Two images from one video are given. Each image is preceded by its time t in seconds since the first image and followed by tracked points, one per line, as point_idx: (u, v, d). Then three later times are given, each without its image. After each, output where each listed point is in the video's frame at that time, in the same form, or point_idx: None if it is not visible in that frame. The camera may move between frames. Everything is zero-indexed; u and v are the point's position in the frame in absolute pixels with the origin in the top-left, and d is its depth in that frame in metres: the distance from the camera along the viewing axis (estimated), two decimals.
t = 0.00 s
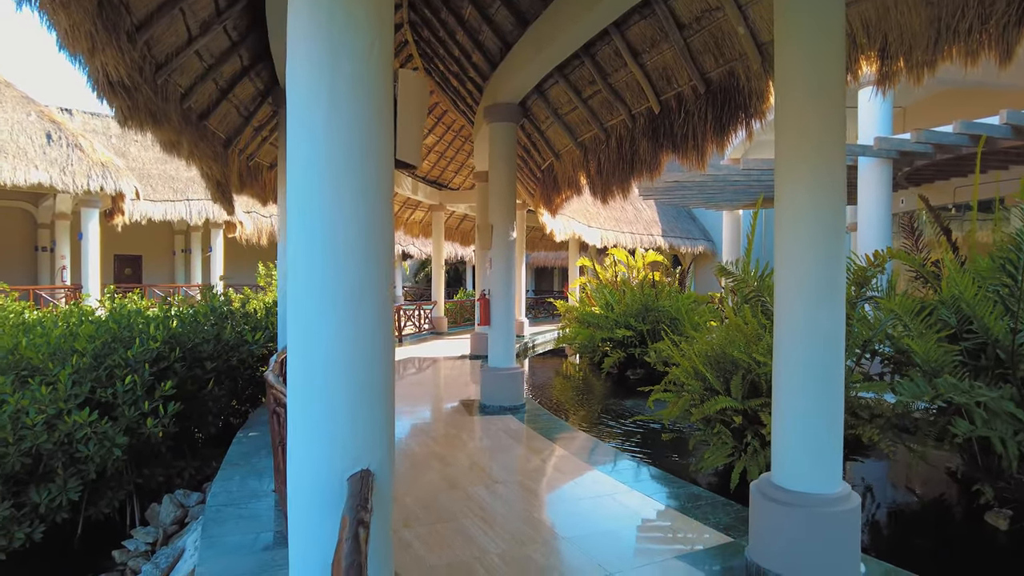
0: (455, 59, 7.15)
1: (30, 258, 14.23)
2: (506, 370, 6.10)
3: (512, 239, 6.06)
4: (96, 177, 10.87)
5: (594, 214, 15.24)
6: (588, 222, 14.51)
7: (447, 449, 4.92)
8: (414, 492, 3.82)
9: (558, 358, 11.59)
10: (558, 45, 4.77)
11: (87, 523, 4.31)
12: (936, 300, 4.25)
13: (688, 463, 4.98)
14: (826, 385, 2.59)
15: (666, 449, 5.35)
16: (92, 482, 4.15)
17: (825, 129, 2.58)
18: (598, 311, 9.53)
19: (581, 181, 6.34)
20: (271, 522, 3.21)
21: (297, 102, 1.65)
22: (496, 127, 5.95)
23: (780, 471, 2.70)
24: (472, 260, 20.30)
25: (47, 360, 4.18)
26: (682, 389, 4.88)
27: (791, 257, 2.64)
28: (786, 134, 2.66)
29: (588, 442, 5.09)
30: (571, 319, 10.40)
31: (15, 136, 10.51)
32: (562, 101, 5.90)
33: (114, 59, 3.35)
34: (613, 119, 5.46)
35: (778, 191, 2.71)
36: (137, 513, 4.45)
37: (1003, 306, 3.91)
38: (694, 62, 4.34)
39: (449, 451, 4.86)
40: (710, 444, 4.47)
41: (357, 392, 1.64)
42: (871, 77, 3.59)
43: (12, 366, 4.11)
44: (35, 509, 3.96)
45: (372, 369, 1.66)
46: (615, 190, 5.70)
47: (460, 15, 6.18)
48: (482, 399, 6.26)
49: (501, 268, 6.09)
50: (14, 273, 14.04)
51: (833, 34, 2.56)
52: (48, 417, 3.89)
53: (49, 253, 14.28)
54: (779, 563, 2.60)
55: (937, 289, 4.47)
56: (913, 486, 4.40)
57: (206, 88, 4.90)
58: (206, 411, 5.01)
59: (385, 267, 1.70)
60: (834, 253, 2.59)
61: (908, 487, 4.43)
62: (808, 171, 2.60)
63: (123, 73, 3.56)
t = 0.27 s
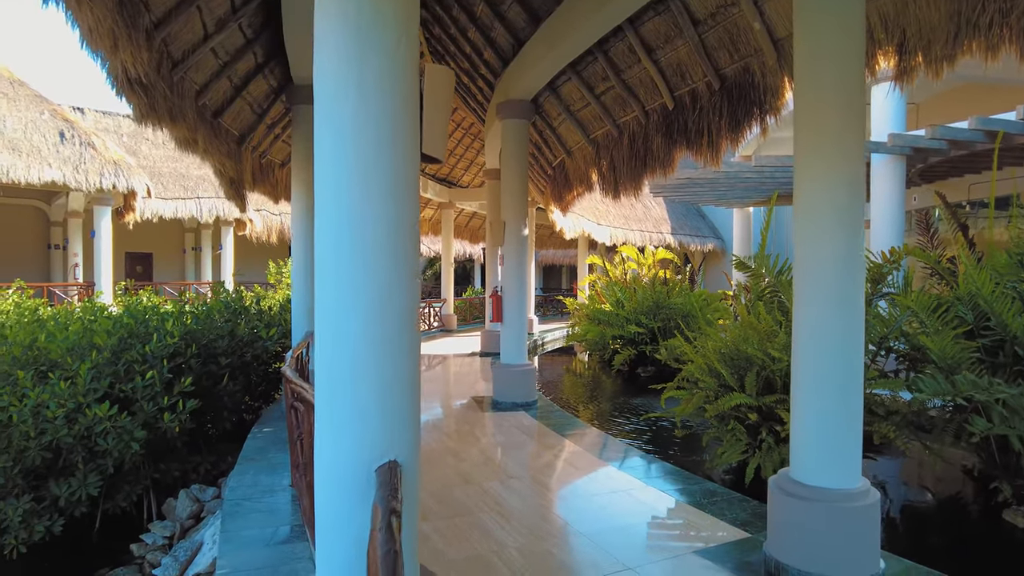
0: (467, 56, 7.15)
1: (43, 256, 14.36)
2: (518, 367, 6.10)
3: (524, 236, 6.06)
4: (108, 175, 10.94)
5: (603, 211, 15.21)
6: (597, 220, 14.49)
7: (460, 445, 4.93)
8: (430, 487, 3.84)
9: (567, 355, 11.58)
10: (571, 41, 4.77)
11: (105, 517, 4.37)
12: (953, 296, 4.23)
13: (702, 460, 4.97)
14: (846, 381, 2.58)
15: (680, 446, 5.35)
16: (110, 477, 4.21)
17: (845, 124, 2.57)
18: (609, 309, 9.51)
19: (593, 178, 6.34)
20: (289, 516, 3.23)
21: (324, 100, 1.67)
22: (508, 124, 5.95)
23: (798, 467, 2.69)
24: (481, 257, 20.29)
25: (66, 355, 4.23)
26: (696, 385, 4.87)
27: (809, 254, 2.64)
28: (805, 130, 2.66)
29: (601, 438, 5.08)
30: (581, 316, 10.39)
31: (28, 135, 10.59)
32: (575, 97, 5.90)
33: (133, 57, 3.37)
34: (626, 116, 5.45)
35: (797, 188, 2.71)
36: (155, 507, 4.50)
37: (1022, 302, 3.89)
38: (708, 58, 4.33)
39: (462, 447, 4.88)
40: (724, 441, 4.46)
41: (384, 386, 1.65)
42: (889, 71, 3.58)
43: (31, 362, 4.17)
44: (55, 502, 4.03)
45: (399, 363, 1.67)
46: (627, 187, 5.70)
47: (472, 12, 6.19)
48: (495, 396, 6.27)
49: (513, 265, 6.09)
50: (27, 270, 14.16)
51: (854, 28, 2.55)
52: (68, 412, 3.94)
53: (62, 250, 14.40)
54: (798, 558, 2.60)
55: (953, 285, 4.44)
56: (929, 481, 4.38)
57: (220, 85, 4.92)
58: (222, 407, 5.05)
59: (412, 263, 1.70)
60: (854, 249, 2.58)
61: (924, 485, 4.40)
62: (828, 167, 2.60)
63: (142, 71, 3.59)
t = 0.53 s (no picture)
0: (490, 54, 7.16)
1: (72, 254, 14.62)
2: (542, 365, 6.10)
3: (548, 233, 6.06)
4: (137, 175, 11.14)
5: (625, 208, 15.15)
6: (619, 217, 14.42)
7: (485, 442, 4.95)
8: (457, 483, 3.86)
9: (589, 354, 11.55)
10: (597, 39, 4.76)
11: (139, 510, 4.47)
12: (988, 293, 4.15)
13: (728, 458, 4.94)
14: (882, 379, 2.55)
15: (706, 444, 5.32)
16: (144, 470, 4.30)
17: (881, 119, 2.54)
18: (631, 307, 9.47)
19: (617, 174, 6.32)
20: (319, 510, 3.27)
21: (363, 98, 1.69)
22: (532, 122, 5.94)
23: (831, 465, 2.67)
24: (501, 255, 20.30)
25: (101, 350, 4.32)
26: (722, 383, 4.84)
27: (843, 251, 2.61)
28: (839, 125, 2.62)
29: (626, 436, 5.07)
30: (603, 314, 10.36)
31: (59, 135, 10.80)
32: (599, 94, 5.88)
33: (168, 57, 3.42)
34: (652, 112, 5.43)
35: (830, 184, 2.68)
36: (186, 501, 4.58)
37: None
38: (736, 53, 4.29)
39: (488, 443, 4.89)
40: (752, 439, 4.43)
41: (423, 382, 1.66)
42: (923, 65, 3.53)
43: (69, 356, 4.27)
44: (92, 494, 4.14)
45: (437, 360, 1.68)
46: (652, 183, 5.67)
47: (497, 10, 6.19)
48: (519, 393, 6.27)
49: (537, 263, 6.10)
50: (57, 269, 14.44)
51: (890, 22, 2.51)
52: (104, 405, 4.05)
53: (90, 249, 14.67)
54: (831, 557, 2.57)
55: (987, 282, 4.36)
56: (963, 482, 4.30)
57: (249, 85, 4.98)
58: (251, 402, 5.12)
59: (448, 259, 1.71)
60: (890, 246, 2.54)
61: (957, 485, 4.33)
62: (862, 162, 2.56)
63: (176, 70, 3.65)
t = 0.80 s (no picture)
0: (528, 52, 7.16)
1: (122, 254, 15.12)
2: (581, 363, 6.08)
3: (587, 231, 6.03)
4: (182, 175, 11.45)
5: (662, 206, 15.00)
6: (656, 215, 14.28)
7: (526, 438, 4.96)
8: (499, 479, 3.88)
9: (626, 353, 11.46)
10: (637, 36, 4.73)
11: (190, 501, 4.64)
12: None
13: (772, 459, 4.86)
14: (937, 380, 2.47)
15: (749, 445, 5.24)
16: (194, 462, 4.45)
17: (937, 113, 2.47)
18: (670, 305, 9.37)
19: (657, 171, 6.27)
20: (365, 503, 3.33)
21: (417, 98, 1.71)
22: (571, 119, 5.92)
23: (882, 465, 2.61)
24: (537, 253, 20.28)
25: (153, 345, 4.47)
26: (766, 383, 4.76)
27: (896, 249, 2.55)
28: (892, 121, 2.57)
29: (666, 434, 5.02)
30: (641, 313, 10.28)
31: (110, 138, 11.17)
32: (639, 90, 5.83)
33: (220, 60, 3.51)
34: (693, 108, 5.37)
35: (883, 180, 2.61)
36: (235, 493, 4.72)
37: None
38: (781, 47, 4.22)
39: (528, 439, 4.90)
40: (797, 440, 4.34)
41: (475, 377, 1.68)
42: (980, 55, 3.42)
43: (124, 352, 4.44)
44: (146, 484, 4.32)
45: (490, 355, 1.70)
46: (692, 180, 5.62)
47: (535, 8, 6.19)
48: (558, 391, 6.27)
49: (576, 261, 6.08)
50: (108, 267, 14.93)
51: (947, 12, 2.44)
52: (157, 399, 4.20)
53: (139, 248, 15.13)
54: (883, 559, 2.53)
55: None
56: (1022, 486, 4.14)
57: (294, 86, 5.08)
58: (296, 397, 5.24)
59: (500, 256, 1.73)
60: (946, 243, 2.47)
61: (1015, 490, 4.18)
62: (916, 157, 2.49)
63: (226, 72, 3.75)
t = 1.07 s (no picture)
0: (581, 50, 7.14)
1: (183, 253, 15.56)
2: (633, 363, 6.03)
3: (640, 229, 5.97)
4: (242, 177, 11.84)
5: (715, 203, 14.73)
6: (709, 213, 14.04)
7: (579, 436, 4.95)
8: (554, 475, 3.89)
9: (677, 352, 11.30)
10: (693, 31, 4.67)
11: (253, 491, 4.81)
12: None
13: (832, 462, 4.72)
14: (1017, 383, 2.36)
15: (808, 447, 5.11)
16: (257, 453, 4.61)
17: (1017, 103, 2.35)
18: (723, 304, 9.20)
19: (712, 167, 6.17)
20: (422, 496, 3.38)
21: (483, 98, 1.74)
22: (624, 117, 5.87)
23: (956, 470, 2.51)
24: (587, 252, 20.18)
25: (219, 340, 4.65)
26: (827, 384, 4.63)
27: (971, 246, 2.44)
28: (967, 113, 2.47)
29: (721, 435, 4.95)
30: (694, 312, 10.13)
31: (175, 142, 11.64)
32: (693, 86, 5.74)
33: (284, 64, 3.63)
34: (750, 103, 5.27)
35: (956, 174, 2.51)
36: (296, 485, 4.88)
37: None
38: (842, 39, 4.09)
39: (582, 437, 4.90)
40: (859, 442, 4.21)
41: (540, 375, 1.69)
42: None
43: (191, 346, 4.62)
44: (212, 474, 4.50)
45: (554, 353, 1.71)
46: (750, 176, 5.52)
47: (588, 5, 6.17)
48: (610, 390, 6.24)
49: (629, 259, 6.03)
50: (171, 267, 15.50)
51: None
52: (223, 392, 4.37)
53: (200, 248, 15.65)
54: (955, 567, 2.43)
55: None
56: None
57: (352, 89, 5.20)
58: (354, 392, 5.37)
59: (563, 255, 1.74)
60: None
61: None
62: (994, 150, 2.39)
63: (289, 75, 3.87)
